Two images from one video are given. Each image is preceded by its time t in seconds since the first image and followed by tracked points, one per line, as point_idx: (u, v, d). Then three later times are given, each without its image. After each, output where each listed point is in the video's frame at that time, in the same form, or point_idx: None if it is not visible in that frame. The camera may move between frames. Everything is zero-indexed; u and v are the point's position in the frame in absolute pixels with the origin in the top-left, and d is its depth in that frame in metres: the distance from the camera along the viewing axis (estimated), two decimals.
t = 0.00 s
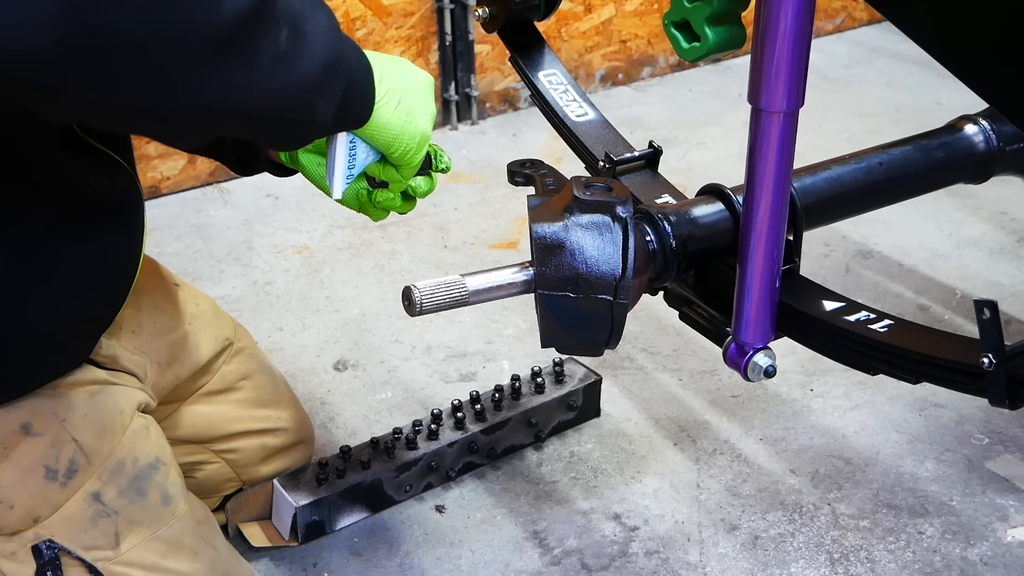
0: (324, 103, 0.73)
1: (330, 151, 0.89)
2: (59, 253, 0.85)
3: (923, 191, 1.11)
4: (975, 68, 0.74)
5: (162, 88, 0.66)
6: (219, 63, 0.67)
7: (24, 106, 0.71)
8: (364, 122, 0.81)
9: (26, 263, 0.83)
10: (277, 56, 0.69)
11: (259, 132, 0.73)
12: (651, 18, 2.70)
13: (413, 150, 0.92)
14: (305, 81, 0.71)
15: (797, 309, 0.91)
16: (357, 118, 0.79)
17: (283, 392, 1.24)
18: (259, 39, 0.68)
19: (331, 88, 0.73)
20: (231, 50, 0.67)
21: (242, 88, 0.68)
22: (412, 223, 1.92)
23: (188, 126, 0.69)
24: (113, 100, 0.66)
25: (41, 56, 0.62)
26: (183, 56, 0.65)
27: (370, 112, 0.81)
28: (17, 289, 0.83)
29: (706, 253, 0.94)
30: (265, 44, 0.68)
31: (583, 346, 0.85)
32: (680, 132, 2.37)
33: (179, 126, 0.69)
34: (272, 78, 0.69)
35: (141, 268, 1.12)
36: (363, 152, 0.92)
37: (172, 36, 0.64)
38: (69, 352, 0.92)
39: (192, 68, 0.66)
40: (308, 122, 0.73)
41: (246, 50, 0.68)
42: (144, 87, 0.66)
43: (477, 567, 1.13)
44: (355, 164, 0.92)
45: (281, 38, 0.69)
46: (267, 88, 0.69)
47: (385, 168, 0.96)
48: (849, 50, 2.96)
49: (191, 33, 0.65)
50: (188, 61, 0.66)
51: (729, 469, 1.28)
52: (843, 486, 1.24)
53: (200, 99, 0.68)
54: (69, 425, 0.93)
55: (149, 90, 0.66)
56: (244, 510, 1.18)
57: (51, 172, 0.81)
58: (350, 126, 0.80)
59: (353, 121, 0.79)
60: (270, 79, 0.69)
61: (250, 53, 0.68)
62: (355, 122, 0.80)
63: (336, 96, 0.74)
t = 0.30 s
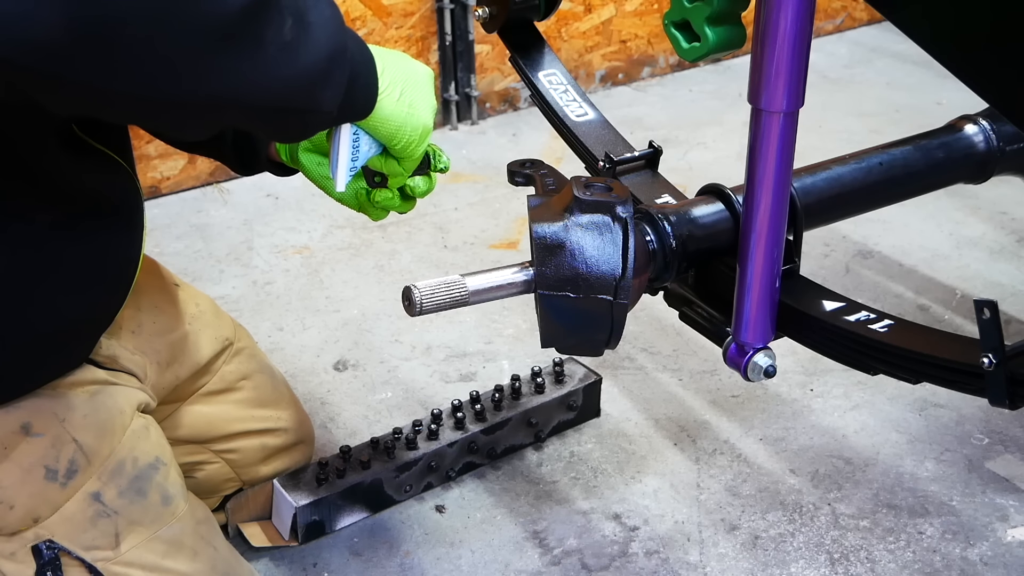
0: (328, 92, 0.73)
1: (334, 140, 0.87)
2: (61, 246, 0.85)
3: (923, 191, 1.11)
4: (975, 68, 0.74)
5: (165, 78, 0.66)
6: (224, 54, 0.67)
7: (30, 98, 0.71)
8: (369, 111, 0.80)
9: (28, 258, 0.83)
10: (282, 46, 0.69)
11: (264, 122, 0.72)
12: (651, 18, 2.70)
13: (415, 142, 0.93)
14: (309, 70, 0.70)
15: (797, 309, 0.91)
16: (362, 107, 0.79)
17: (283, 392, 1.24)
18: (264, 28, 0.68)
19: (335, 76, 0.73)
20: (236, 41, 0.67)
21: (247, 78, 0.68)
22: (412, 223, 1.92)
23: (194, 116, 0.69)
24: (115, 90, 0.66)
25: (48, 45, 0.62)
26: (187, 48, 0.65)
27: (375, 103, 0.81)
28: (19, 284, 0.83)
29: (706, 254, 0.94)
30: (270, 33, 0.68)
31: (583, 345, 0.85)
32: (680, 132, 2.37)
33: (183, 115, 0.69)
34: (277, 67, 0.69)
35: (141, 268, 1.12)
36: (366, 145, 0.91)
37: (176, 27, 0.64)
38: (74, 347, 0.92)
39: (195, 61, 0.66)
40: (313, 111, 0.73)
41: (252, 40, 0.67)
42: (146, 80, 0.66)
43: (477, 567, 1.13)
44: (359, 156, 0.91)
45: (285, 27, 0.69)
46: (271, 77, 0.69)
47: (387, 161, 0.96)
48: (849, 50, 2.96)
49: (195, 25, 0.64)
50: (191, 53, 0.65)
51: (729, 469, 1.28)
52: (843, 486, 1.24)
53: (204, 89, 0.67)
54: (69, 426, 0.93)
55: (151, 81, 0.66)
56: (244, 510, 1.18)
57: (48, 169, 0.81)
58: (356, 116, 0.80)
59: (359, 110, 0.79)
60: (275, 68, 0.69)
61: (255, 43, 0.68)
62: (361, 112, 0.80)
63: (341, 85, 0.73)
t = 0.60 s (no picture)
0: (330, 93, 0.73)
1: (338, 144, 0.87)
2: (60, 247, 0.85)
3: (923, 191, 1.11)
4: (974, 68, 0.74)
5: (166, 78, 0.66)
6: (225, 53, 0.67)
7: (31, 96, 0.71)
8: (373, 114, 0.80)
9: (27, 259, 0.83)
10: (284, 47, 0.69)
11: (265, 122, 0.72)
12: (651, 18, 2.70)
13: (419, 144, 0.92)
14: (311, 72, 0.70)
15: (797, 309, 0.91)
16: (365, 108, 0.79)
17: (283, 392, 1.24)
18: (266, 28, 0.68)
19: (338, 78, 0.73)
20: (237, 40, 0.67)
21: (250, 77, 0.68)
22: (412, 223, 1.92)
23: (196, 116, 0.69)
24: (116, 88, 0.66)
25: (50, 44, 0.62)
26: (188, 45, 0.65)
27: (377, 103, 0.81)
28: (19, 284, 0.83)
29: (706, 253, 0.94)
30: (272, 34, 0.68)
31: (583, 346, 0.85)
32: (680, 132, 2.37)
33: (184, 115, 0.69)
34: (278, 67, 0.69)
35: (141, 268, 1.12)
36: (371, 147, 0.91)
37: (177, 26, 0.64)
38: (75, 346, 0.92)
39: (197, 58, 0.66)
40: (315, 112, 0.73)
41: (253, 40, 0.67)
42: (147, 79, 0.66)
43: (476, 567, 1.13)
44: (365, 159, 0.91)
45: (287, 27, 0.69)
46: (272, 78, 0.69)
47: (391, 163, 0.96)
48: (849, 50, 2.96)
49: (197, 24, 0.64)
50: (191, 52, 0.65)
51: (729, 469, 1.28)
52: (843, 486, 1.24)
53: (206, 88, 0.67)
54: (69, 426, 0.93)
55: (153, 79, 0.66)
56: (244, 510, 1.18)
57: (46, 167, 0.81)
58: (359, 119, 0.80)
59: (362, 111, 0.79)
60: (277, 69, 0.69)
61: (257, 42, 0.68)
62: (364, 115, 0.80)
63: (343, 86, 0.73)
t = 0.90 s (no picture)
0: (329, 94, 0.73)
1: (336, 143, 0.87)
2: (59, 247, 0.85)
3: (923, 191, 1.11)
4: (974, 68, 0.74)
5: (165, 78, 0.66)
6: (223, 53, 0.67)
7: (29, 95, 0.71)
8: (372, 114, 0.80)
9: (26, 259, 0.83)
10: (282, 47, 0.69)
11: (264, 123, 0.72)
12: (651, 18, 2.70)
13: (418, 145, 0.93)
14: (309, 72, 0.70)
15: (797, 309, 0.91)
16: (364, 109, 0.79)
17: (283, 392, 1.24)
18: (265, 29, 0.68)
19: (336, 78, 0.73)
20: (236, 41, 0.67)
21: (249, 78, 0.68)
22: (412, 223, 1.92)
23: (195, 117, 0.69)
24: (115, 88, 0.66)
25: (49, 44, 0.62)
26: (187, 46, 0.65)
27: (377, 103, 0.81)
28: (17, 284, 0.83)
29: (706, 253, 0.94)
30: (270, 34, 0.68)
31: (583, 346, 0.85)
32: (680, 132, 2.37)
33: (183, 116, 0.69)
34: (276, 67, 0.69)
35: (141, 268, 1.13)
36: (370, 147, 0.91)
37: (176, 27, 0.64)
38: (74, 347, 0.92)
39: (196, 58, 0.66)
40: (314, 113, 0.73)
41: (252, 41, 0.67)
42: (147, 79, 0.66)
43: (476, 567, 1.13)
44: (363, 159, 0.91)
45: (285, 28, 0.69)
46: (271, 79, 0.69)
47: (391, 164, 0.96)
48: (849, 50, 2.96)
49: (195, 24, 0.64)
50: (190, 52, 0.65)
51: (729, 469, 1.28)
52: (843, 486, 1.24)
53: (206, 89, 0.67)
54: (69, 426, 0.93)
55: (152, 79, 0.66)
56: (244, 510, 1.18)
57: (46, 166, 0.81)
58: (358, 120, 0.80)
59: (361, 111, 0.79)
60: (275, 69, 0.69)
61: (255, 43, 0.68)
62: (364, 115, 0.80)
63: (342, 87, 0.73)
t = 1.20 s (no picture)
0: (330, 93, 0.73)
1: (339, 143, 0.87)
2: (59, 247, 0.85)
3: (923, 190, 1.11)
4: (975, 69, 0.74)
5: (166, 77, 0.66)
6: (224, 53, 0.67)
7: (29, 93, 0.71)
8: (373, 114, 0.80)
9: (26, 259, 0.83)
10: (283, 45, 0.69)
11: (265, 122, 0.72)
12: (651, 18, 2.70)
13: (420, 145, 0.93)
14: (310, 72, 0.70)
15: (797, 309, 0.91)
16: (365, 108, 0.79)
17: (283, 392, 1.24)
18: (266, 29, 0.68)
19: (337, 78, 0.73)
20: (236, 41, 0.67)
21: (250, 77, 0.68)
22: (412, 223, 1.92)
23: (196, 116, 0.69)
24: (115, 87, 0.66)
25: (50, 43, 0.62)
26: (187, 46, 0.65)
27: (377, 103, 0.81)
28: (18, 284, 0.83)
29: (706, 254, 0.94)
30: (271, 34, 0.68)
31: (583, 345, 0.85)
32: (680, 132, 2.37)
33: (184, 115, 0.69)
34: (277, 67, 0.69)
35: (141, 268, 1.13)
36: (371, 148, 0.91)
37: (177, 27, 0.64)
38: (74, 347, 0.91)
39: (196, 58, 0.66)
40: (314, 113, 0.73)
41: (253, 41, 0.67)
42: (147, 79, 0.66)
43: (476, 567, 1.13)
44: (364, 160, 0.91)
45: (286, 27, 0.69)
46: (272, 78, 0.69)
47: (393, 164, 0.96)
48: (849, 50, 2.96)
49: (196, 24, 0.64)
50: (191, 52, 0.65)
51: (729, 469, 1.28)
52: (843, 486, 1.24)
53: (207, 88, 0.67)
54: (69, 427, 0.93)
55: (153, 79, 0.66)
56: (244, 510, 1.18)
57: (46, 166, 0.81)
58: (358, 120, 0.80)
59: (363, 111, 0.79)
60: (276, 69, 0.69)
61: (256, 42, 0.68)
62: (364, 114, 0.80)
63: (343, 86, 0.73)
